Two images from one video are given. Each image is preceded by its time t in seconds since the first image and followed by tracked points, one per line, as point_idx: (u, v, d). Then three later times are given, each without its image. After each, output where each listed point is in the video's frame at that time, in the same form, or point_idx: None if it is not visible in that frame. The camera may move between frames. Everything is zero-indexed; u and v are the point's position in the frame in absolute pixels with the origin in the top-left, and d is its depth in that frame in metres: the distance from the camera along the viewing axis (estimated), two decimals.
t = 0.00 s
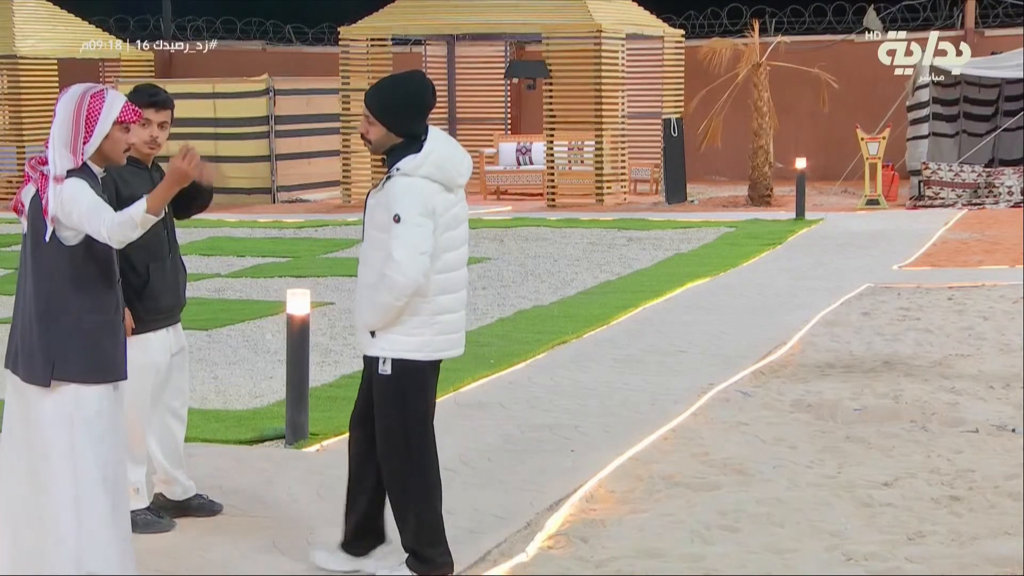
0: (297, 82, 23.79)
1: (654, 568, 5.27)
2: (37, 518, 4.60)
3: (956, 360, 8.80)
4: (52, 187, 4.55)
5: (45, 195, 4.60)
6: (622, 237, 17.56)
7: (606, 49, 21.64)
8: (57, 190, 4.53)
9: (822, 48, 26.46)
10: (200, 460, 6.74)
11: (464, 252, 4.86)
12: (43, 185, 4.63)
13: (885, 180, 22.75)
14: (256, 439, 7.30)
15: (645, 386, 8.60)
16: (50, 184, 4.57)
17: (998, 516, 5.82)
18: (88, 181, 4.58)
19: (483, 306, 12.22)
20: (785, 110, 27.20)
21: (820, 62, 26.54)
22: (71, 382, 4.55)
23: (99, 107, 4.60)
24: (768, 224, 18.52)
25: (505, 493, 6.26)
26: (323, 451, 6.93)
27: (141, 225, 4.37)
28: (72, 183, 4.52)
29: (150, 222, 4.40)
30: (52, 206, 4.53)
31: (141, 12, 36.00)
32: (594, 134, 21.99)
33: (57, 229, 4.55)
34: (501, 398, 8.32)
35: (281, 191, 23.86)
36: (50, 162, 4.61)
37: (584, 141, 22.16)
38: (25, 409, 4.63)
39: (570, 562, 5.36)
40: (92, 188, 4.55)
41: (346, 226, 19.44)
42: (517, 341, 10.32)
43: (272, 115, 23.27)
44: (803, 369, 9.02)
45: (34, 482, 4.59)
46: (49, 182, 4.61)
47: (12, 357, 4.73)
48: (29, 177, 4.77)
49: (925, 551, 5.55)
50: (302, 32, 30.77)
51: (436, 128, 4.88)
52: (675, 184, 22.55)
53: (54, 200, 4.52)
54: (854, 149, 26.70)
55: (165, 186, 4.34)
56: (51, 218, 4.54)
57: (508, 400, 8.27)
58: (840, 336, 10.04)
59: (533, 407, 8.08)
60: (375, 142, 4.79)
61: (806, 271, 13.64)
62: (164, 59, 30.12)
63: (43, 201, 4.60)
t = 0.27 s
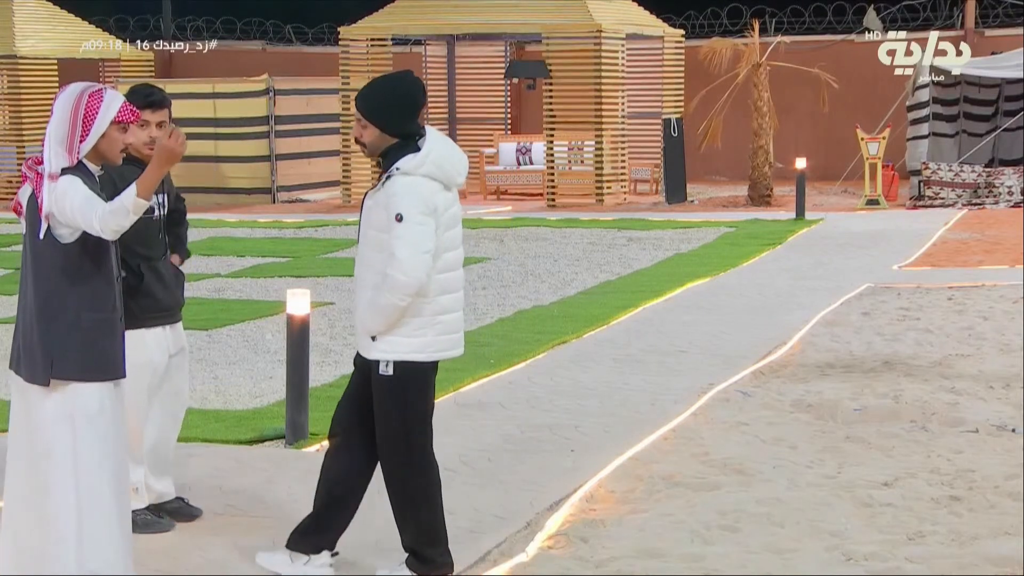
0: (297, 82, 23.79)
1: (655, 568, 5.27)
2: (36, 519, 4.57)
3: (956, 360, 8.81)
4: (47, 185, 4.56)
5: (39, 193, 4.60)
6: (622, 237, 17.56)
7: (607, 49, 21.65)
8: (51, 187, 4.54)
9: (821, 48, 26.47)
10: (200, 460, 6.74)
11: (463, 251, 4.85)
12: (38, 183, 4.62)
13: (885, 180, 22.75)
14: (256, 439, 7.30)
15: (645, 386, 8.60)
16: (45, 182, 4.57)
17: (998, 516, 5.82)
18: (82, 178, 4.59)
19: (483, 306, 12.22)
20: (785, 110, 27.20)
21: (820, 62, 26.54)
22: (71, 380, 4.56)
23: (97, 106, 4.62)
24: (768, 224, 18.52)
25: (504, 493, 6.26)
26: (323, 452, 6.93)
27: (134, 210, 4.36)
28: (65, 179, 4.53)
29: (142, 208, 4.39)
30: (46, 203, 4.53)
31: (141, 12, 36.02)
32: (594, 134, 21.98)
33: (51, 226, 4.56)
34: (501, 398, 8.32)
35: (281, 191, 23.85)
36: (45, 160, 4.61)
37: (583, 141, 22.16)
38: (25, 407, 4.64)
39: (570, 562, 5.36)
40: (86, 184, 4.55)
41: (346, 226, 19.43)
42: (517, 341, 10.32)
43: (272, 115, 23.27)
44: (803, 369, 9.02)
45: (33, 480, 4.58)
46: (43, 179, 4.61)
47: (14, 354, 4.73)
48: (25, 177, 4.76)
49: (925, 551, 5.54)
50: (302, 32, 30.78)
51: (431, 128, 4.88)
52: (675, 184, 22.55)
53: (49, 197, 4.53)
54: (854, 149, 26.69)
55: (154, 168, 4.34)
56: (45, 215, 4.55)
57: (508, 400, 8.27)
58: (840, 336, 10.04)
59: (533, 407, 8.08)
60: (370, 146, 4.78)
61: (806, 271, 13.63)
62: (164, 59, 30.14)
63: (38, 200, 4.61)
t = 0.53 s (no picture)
0: (297, 82, 23.78)
1: (654, 567, 5.27)
2: (41, 519, 4.56)
3: (956, 360, 8.81)
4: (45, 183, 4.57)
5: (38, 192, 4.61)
6: (621, 237, 17.55)
7: (607, 49, 21.65)
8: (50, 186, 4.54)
9: (821, 48, 26.47)
10: (199, 460, 6.74)
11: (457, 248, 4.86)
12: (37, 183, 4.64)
13: (885, 180, 22.75)
14: (256, 439, 7.30)
15: (645, 386, 8.60)
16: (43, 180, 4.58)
17: (998, 516, 5.82)
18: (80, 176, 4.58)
19: (483, 306, 12.22)
20: (785, 110, 27.20)
21: (820, 62, 26.54)
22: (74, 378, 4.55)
23: (95, 105, 4.61)
24: (767, 224, 18.52)
25: (504, 494, 6.26)
26: (323, 451, 6.93)
27: (130, 201, 4.38)
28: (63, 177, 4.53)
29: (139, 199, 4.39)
30: (45, 201, 4.53)
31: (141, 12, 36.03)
32: (594, 134, 21.98)
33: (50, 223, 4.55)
34: (501, 398, 8.32)
35: (281, 191, 23.84)
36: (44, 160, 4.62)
37: (583, 141, 22.16)
38: (27, 406, 4.63)
39: (570, 562, 5.35)
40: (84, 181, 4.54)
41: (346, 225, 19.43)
42: (517, 341, 10.32)
43: (272, 115, 23.26)
44: (803, 369, 9.02)
45: (36, 478, 4.58)
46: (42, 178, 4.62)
47: (16, 354, 4.72)
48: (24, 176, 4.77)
49: (925, 550, 5.54)
50: (302, 32, 30.78)
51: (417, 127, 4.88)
52: (675, 183, 22.55)
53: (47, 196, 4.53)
54: (854, 149, 26.69)
55: (147, 157, 4.36)
56: (45, 213, 4.54)
57: (508, 400, 8.27)
58: (839, 336, 10.04)
59: (533, 407, 8.08)
60: (360, 150, 4.75)
61: (806, 271, 13.63)
62: (164, 59, 30.16)
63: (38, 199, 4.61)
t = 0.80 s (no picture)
0: (297, 82, 23.78)
1: (654, 568, 5.27)
2: (40, 518, 4.54)
3: (956, 360, 8.81)
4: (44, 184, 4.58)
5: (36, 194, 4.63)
6: (621, 237, 17.55)
7: (607, 49, 21.64)
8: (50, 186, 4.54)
9: (820, 48, 26.48)
10: (199, 460, 6.74)
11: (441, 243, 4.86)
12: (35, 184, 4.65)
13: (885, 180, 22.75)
14: (256, 439, 7.30)
15: (645, 386, 8.61)
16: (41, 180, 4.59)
17: (998, 516, 5.82)
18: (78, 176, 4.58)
19: (483, 306, 12.22)
20: (784, 110, 27.20)
21: (820, 62, 26.55)
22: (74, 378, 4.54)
23: (93, 105, 4.61)
24: (767, 224, 18.52)
25: (505, 493, 6.26)
26: (323, 451, 6.93)
27: (130, 196, 4.38)
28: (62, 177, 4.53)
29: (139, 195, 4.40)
30: (45, 200, 4.53)
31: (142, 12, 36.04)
32: (594, 134, 21.99)
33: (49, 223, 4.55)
34: (500, 398, 8.33)
35: (281, 191, 23.82)
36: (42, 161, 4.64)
37: (583, 141, 22.15)
38: (27, 406, 4.62)
39: (570, 562, 5.35)
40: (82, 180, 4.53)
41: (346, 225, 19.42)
42: (517, 341, 10.33)
43: (272, 115, 23.26)
44: (803, 369, 9.02)
45: (35, 475, 4.56)
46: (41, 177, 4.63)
47: (16, 357, 4.71)
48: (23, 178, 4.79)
49: (926, 550, 5.54)
50: (302, 32, 30.78)
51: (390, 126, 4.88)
52: (675, 183, 22.56)
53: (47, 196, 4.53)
54: (854, 149, 26.69)
55: (147, 153, 4.36)
56: (44, 213, 4.54)
57: (508, 400, 8.27)
58: (839, 336, 10.04)
59: (533, 407, 8.07)
60: (337, 151, 4.74)
61: (806, 271, 13.63)
62: (164, 59, 30.16)
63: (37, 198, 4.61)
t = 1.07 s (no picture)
0: (297, 82, 23.78)
1: (654, 568, 5.27)
2: (42, 517, 4.54)
3: (956, 360, 8.82)
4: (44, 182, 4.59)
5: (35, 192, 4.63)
6: (622, 237, 17.55)
7: (607, 49, 21.64)
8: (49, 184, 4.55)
9: (820, 48, 26.49)
10: (199, 460, 6.74)
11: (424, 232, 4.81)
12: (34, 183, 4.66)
13: (885, 180, 22.75)
14: (256, 439, 7.30)
15: (645, 386, 8.61)
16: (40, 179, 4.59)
17: (998, 516, 5.83)
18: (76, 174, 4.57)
19: (483, 305, 12.23)
20: (785, 110, 27.21)
21: (820, 62, 26.55)
22: (73, 377, 4.55)
23: (92, 105, 4.61)
24: (767, 224, 18.51)
25: (505, 494, 6.26)
26: (323, 452, 6.93)
27: (134, 194, 4.39)
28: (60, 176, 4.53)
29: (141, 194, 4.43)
30: (42, 199, 4.55)
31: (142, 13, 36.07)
32: (595, 134, 21.99)
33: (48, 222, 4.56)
34: (500, 398, 8.33)
35: (281, 191, 23.80)
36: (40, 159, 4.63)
37: (584, 141, 22.15)
38: (26, 405, 4.62)
39: (570, 562, 5.35)
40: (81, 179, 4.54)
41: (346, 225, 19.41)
42: (517, 341, 10.32)
43: (272, 115, 23.26)
44: (803, 369, 9.02)
45: (36, 473, 4.55)
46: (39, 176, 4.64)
47: (16, 357, 4.71)
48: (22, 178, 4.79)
49: (926, 550, 5.54)
50: (302, 32, 30.80)
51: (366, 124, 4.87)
52: (675, 184, 22.56)
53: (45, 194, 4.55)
54: (854, 149, 26.69)
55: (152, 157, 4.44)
56: (43, 212, 4.55)
57: (508, 400, 8.28)
58: (839, 336, 10.04)
59: (533, 407, 8.07)
60: (311, 149, 4.73)
61: (806, 271, 13.63)
62: (164, 59, 30.21)
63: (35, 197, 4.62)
